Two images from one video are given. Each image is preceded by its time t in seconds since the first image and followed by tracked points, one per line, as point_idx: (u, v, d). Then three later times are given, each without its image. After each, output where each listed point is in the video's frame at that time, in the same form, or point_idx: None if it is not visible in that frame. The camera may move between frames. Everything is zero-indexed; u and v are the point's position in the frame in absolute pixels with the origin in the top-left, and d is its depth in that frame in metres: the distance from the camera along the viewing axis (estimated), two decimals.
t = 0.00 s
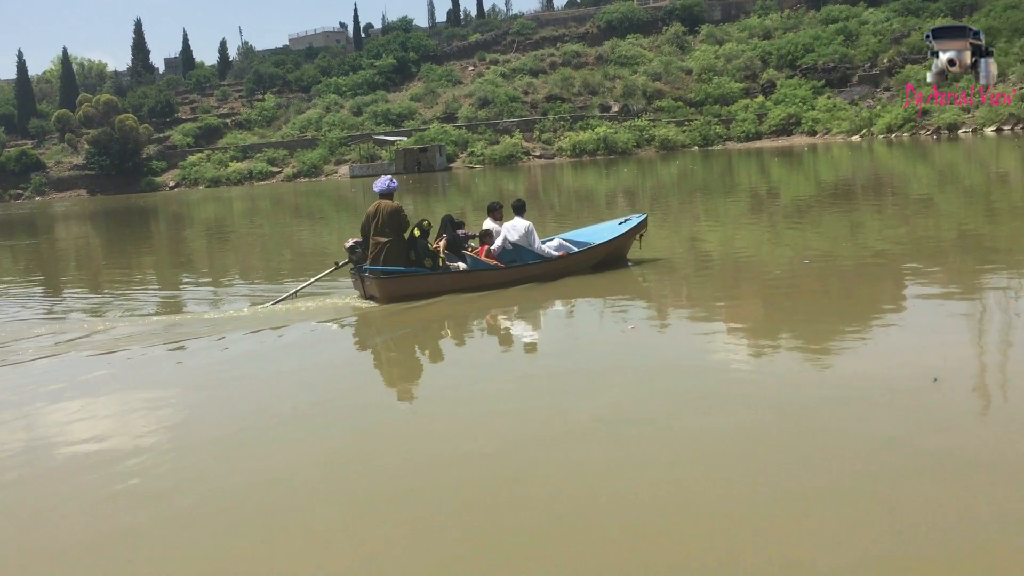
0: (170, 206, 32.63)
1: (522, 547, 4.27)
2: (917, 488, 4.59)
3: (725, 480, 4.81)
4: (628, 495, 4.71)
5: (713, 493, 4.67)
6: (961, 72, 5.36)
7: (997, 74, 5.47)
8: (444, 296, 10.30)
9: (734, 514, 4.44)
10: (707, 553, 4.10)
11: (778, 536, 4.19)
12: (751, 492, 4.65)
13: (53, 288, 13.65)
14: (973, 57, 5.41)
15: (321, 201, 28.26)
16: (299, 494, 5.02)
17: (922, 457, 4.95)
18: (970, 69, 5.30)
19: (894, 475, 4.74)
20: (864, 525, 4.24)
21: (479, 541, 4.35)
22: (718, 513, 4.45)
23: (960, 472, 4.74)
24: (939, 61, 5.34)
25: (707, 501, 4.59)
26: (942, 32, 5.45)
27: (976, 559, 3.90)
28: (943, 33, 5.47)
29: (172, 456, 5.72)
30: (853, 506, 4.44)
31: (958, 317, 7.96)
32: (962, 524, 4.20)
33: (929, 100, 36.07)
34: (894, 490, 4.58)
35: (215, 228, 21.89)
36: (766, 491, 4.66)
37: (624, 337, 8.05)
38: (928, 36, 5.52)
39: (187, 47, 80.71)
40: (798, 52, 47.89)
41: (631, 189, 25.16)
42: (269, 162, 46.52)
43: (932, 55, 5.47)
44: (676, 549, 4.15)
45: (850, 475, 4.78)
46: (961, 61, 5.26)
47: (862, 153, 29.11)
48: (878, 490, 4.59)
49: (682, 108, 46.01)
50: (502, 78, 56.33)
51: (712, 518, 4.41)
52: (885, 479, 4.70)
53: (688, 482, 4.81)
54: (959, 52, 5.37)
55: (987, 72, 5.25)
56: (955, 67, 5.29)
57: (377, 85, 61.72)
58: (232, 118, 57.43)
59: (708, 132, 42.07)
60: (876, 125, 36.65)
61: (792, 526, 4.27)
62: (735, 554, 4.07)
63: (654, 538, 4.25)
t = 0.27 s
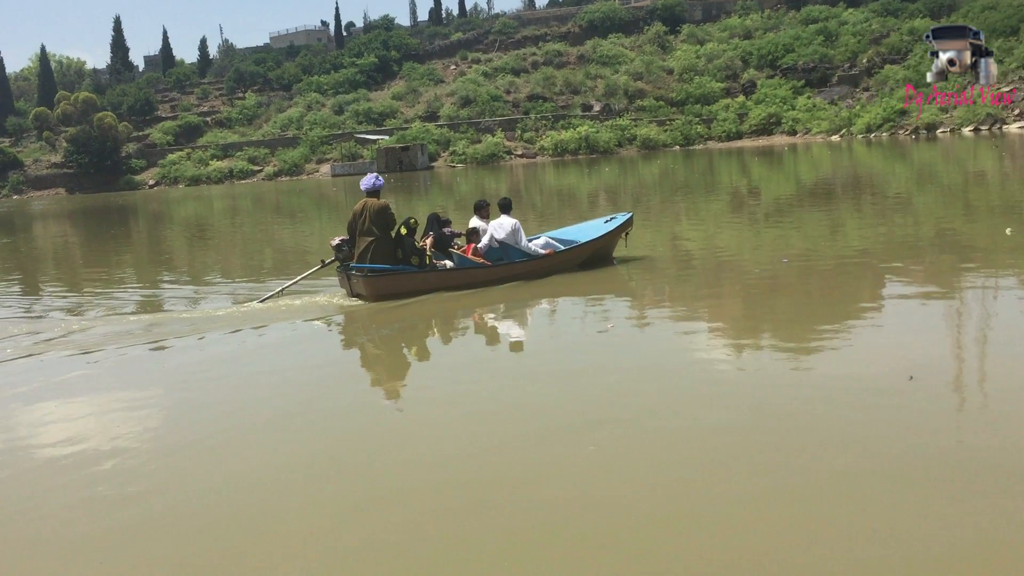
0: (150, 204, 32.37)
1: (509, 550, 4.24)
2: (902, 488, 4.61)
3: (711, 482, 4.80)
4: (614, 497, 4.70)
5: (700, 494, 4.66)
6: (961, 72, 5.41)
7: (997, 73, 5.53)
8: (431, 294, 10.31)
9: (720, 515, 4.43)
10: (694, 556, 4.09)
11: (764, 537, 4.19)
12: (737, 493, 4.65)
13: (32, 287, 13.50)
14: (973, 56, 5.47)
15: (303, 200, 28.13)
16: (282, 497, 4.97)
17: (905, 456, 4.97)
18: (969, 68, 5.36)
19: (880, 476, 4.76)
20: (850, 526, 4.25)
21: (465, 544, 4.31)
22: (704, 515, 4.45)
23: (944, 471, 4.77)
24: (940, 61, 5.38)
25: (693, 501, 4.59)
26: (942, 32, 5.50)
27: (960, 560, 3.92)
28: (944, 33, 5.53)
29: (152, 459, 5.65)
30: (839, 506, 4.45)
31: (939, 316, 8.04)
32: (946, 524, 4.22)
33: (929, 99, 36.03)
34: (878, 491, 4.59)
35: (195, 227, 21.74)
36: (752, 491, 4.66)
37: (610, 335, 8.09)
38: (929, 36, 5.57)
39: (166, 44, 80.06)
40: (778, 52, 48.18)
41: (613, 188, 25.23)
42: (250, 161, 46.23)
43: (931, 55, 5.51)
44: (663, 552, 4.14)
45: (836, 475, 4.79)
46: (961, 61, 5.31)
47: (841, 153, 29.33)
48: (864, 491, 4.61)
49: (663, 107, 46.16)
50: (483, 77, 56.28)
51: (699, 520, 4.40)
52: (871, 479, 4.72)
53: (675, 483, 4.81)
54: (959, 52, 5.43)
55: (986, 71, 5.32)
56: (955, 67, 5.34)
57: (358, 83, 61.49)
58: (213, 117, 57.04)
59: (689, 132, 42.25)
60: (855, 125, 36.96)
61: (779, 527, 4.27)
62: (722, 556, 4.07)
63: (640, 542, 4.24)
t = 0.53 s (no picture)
0: (128, 204, 32.03)
1: (500, 551, 4.23)
2: (886, 487, 4.64)
3: (697, 481, 4.83)
4: (602, 497, 4.71)
5: (685, 493, 4.69)
6: (961, 72, 5.46)
7: (996, 73, 5.59)
8: (417, 292, 10.31)
9: (707, 514, 4.46)
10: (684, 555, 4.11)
11: (752, 537, 4.22)
12: (724, 493, 4.67)
13: (11, 287, 13.33)
14: (971, 57, 5.54)
15: (283, 199, 27.94)
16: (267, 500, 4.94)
17: (887, 454, 5.03)
18: (968, 69, 5.43)
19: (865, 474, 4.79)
20: (837, 525, 4.28)
21: (454, 546, 4.31)
22: (692, 514, 4.46)
23: (927, 469, 4.82)
24: (940, 60, 5.44)
25: (680, 502, 4.60)
26: (942, 32, 5.56)
27: (946, 556, 3.98)
28: (943, 33, 5.58)
29: (133, 463, 5.59)
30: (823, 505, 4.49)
31: (918, 315, 8.13)
32: (929, 520, 4.29)
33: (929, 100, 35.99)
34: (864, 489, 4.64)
35: (174, 226, 21.53)
36: (738, 491, 4.68)
37: (597, 333, 8.13)
38: (929, 36, 5.62)
39: (144, 42, 79.29)
40: (758, 53, 48.46)
41: (594, 187, 25.26)
42: (230, 160, 45.90)
43: (931, 54, 5.57)
44: (650, 552, 4.14)
45: (821, 474, 4.83)
46: (961, 60, 5.37)
47: (821, 153, 29.53)
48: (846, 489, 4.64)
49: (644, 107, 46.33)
50: (464, 77, 56.19)
51: (686, 519, 4.42)
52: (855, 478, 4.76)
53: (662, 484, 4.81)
54: (959, 52, 5.48)
55: (985, 72, 5.38)
56: (955, 67, 5.40)
57: (338, 82, 61.21)
58: (192, 115, 56.60)
59: (670, 132, 42.40)
60: (834, 126, 37.27)
61: (766, 527, 4.30)
62: (710, 558, 4.07)
63: (627, 540, 4.26)
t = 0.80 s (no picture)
0: (104, 204, 31.67)
1: (487, 555, 4.23)
2: (868, 487, 4.68)
3: (680, 485, 4.84)
4: (588, 501, 4.71)
5: (670, 497, 4.70)
6: (960, 70, 6.39)
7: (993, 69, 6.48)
8: (402, 293, 10.28)
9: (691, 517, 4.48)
10: (669, 559, 4.11)
11: (736, 539, 4.24)
12: (708, 496, 4.68)
13: None
14: (971, 55, 6.47)
15: (262, 200, 27.75)
16: (250, 504, 4.89)
17: (867, 455, 5.08)
18: (968, 67, 6.35)
19: (847, 475, 4.84)
20: (818, 527, 4.30)
21: (440, 549, 4.30)
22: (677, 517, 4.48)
23: (908, 469, 4.87)
24: (941, 60, 6.37)
25: (665, 505, 4.61)
26: (942, 33, 6.52)
27: (928, 556, 4.02)
28: (944, 35, 6.54)
29: (111, 468, 5.51)
30: (807, 507, 4.51)
31: (895, 315, 8.25)
32: (912, 521, 4.33)
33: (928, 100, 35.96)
34: (847, 490, 4.68)
35: (152, 227, 21.31)
36: (721, 494, 4.70)
37: (581, 334, 8.16)
38: (930, 37, 6.58)
39: (121, 42, 78.50)
40: (737, 55, 48.78)
41: (574, 189, 25.32)
42: (208, 160, 45.53)
43: (933, 53, 6.51)
44: (637, 556, 4.15)
45: (803, 475, 4.86)
46: (960, 61, 6.30)
47: (798, 155, 29.79)
48: (830, 491, 4.68)
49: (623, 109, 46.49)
50: (444, 78, 56.13)
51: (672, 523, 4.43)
52: (837, 479, 4.81)
53: (647, 488, 4.82)
54: (959, 52, 6.42)
55: (984, 71, 6.29)
56: (955, 66, 6.33)
57: (318, 83, 60.91)
58: (169, 116, 56.12)
59: (650, 134, 42.59)
60: (812, 128, 37.61)
61: (751, 529, 4.32)
62: (694, 560, 4.08)
63: (613, 545, 4.26)
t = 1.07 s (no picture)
0: (80, 206, 31.34)
1: (466, 563, 4.18)
2: (850, 489, 4.70)
3: (664, 487, 4.83)
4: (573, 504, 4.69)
5: (654, 499, 4.70)
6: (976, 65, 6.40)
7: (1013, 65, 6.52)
8: (386, 294, 10.25)
9: (675, 521, 4.47)
10: (654, 563, 4.10)
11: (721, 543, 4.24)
12: (692, 499, 4.68)
13: None
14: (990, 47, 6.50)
15: (241, 202, 27.59)
16: (231, 510, 4.84)
17: (850, 456, 5.10)
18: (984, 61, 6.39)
19: (830, 476, 4.85)
20: (795, 531, 4.29)
21: (424, 554, 4.27)
22: (661, 520, 4.47)
23: (890, 470, 4.89)
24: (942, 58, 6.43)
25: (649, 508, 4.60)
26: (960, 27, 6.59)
27: (912, 557, 4.03)
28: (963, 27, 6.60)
29: (82, 474, 5.42)
30: (790, 509, 4.52)
31: (871, 315, 8.35)
32: (894, 521, 4.35)
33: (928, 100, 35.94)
34: (830, 491, 4.69)
35: (129, 229, 21.12)
36: (706, 497, 4.70)
37: (566, 336, 8.17)
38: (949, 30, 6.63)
39: (98, 41, 77.75)
40: (716, 58, 49.02)
41: (554, 191, 25.37)
42: (186, 161, 45.17)
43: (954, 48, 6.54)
44: (622, 559, 4.14)
45: (787, 477, 4.87)
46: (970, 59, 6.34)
47: (777, 158, 30.00)
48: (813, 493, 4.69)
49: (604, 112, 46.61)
50: (424, 79, 56.04)
51: (657, 526, 4.42)
52: (821, 481, 4.81)
53: (630, 492, 4.80)
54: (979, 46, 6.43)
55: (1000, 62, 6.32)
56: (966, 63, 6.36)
57: (297, 84, 60.62)
58: (146, 117, 55.65)
59: (630, 136, 42.75)
60: (791, 131, 37.92)
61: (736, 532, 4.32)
62: (670, 566, 4.07)
63: (598, 548, 4.25)
